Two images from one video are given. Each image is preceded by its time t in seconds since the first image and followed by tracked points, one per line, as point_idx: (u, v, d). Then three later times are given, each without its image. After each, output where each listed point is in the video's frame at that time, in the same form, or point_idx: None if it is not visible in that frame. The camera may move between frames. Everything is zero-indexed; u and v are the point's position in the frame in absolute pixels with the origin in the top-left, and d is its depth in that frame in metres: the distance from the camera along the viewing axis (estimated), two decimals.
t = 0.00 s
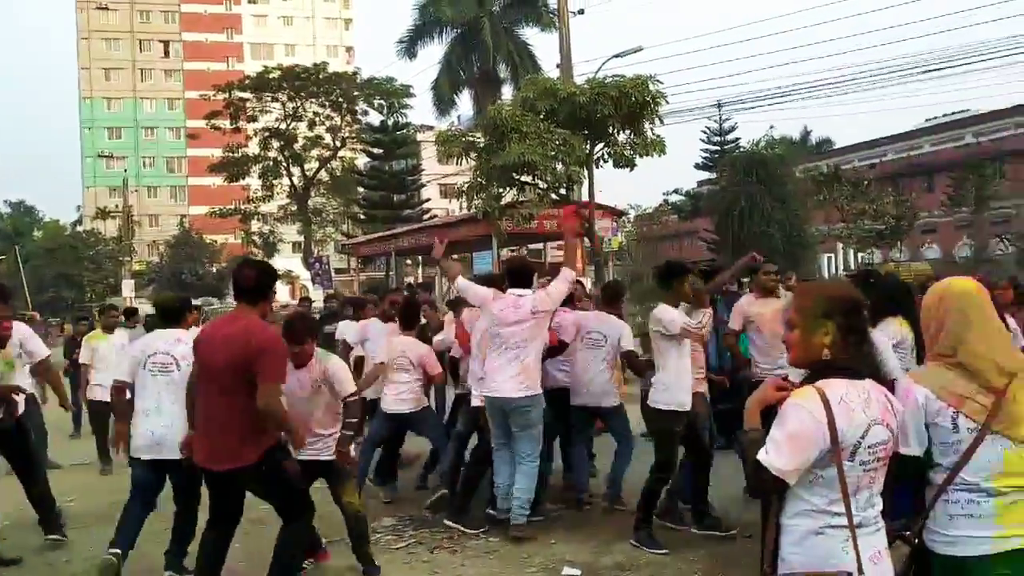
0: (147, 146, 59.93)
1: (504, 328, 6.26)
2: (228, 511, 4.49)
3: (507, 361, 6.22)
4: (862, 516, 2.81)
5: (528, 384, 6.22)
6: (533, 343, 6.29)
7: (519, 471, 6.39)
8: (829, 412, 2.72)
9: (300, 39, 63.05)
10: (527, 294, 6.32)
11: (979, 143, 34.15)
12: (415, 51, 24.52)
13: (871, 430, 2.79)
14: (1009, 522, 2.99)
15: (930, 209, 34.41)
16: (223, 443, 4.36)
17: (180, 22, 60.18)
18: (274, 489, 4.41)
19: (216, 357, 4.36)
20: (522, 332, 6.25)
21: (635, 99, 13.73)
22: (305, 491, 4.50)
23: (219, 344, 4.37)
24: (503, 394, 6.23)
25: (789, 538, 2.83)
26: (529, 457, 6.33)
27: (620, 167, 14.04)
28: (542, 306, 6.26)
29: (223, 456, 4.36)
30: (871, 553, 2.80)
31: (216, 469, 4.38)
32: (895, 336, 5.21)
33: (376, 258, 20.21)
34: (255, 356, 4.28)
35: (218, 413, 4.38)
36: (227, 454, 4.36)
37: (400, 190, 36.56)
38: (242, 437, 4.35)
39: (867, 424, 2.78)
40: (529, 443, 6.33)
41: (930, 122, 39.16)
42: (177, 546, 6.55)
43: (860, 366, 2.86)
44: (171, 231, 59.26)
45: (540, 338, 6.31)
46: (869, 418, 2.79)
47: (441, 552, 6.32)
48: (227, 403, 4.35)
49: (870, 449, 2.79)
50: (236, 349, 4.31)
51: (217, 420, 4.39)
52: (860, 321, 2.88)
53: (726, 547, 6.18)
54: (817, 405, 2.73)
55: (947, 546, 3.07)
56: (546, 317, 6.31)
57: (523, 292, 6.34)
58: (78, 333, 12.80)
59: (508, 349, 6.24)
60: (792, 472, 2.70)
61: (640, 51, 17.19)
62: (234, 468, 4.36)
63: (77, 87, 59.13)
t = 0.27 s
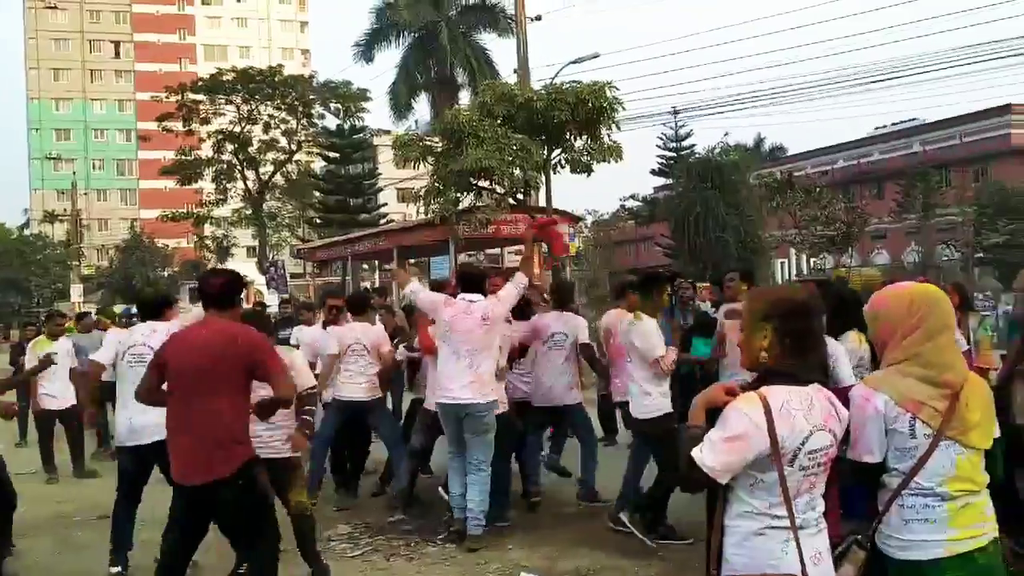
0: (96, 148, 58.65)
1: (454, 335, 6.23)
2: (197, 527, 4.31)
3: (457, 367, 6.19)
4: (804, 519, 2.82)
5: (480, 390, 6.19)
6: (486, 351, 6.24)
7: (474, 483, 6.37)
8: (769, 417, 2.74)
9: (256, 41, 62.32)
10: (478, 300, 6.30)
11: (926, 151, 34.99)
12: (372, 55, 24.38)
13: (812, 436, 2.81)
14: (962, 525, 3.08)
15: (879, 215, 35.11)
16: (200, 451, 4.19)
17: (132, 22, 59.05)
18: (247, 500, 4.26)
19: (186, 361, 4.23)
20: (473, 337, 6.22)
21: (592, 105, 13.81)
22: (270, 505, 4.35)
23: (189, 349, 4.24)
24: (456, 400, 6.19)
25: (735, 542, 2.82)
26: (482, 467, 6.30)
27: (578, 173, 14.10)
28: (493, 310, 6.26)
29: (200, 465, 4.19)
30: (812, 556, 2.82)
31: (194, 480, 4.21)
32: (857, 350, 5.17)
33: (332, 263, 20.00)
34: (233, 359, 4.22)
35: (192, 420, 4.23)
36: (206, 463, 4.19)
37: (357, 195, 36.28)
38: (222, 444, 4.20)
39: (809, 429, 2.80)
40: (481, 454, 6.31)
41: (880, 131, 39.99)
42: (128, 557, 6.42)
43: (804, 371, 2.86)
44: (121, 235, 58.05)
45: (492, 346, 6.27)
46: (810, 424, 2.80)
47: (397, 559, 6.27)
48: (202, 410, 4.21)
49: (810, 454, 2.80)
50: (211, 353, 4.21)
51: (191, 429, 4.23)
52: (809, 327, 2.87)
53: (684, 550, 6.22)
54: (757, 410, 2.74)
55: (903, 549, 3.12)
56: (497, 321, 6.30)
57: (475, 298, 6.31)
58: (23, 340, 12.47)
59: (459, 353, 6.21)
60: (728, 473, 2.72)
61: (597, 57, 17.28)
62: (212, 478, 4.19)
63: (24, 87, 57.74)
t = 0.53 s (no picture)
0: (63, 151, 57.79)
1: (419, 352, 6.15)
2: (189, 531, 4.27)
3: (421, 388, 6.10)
4: (763, 522, 2.82)
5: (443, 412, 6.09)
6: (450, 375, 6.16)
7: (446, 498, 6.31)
8: (726, 416, 2.76)
9: (227, 44, 61.84)
10: (442, 321, 6.24)
11: (894, 158, 35.48)
12: (345, 59, 24.26)
13: (772, 442, 2.80)
14: (932, 529, 3.11)
15: (848, 221, 35.52)
16: (201, 451, 4.16)
17: (101, 24, 58.32)
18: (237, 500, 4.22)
19: (170, 364, 4.14)
20: (438, 359, 6.14)
21: (565, 111, 13.84)
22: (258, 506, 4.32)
23: (171, 352, 4.15)
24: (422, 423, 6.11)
25: (694, 538, 2.86)
26: (454, 480, 6.25)
27: (551, 178, 14.12)
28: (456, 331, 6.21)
29: (204, 465, 4.16)
30: (771, 560, 2.81)
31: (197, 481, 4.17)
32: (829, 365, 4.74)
33: (304, 268, 19.86)
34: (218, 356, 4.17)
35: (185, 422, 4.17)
36: (207, 462, 4.16)
37: (329, 199, 36.06)
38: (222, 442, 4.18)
39: (768, 435, 2.79)
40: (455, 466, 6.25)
41: (849, 138, 40.48)
42: (96, 565, 6.32)
43: (771, 376, 2.87)
44: (88, 239, 57.23)
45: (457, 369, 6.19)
46: (770, 429, 2.80)
47: (369, 566, 6.22)
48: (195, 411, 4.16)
49: (769, 460, 2.80)
50: (196, 352, 4.14)
51: (187, 430, 4.17)
52: (777, 331, 2.87)
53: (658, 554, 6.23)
54: (715, 410, 2.77)
55: (876, 553, 3.13)
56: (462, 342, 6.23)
57: (440, 318, 6.26)
58: None
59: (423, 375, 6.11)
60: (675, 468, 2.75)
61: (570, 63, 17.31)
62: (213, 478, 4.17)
63: None
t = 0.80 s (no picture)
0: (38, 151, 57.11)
1: (380, 341, 6.19)
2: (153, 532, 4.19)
3: (382, 378, 6.14)
4: (728, 522, 2.81)
5: (400, 402, 6.11)
6: (410, 362, 6.16)
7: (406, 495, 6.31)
8: (694, 410, 2.78)
9: (204, 44, 61.43)
10: (404, 310, 6.22)
11: (870, 161, 35.80)
12: (323, 59, 24.16)
13: (737, 442, 2.79)
14: (903, 526, 3.12)
15: (825, 223, 35.78)
16: (172, 450, 4.10)
17: (76, 23, 57.71)
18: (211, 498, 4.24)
19: (153, 361, 4.08)
20: (396, 348, 6.16)
21: (545, 112, 13.84)
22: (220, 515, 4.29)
23: (155, 347, 4.09)
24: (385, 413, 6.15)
25: (668, 533, 2.89)
26: (414, 478, 6.26)
27: (530, 180, 14.11)
28: (420, 321, 6.16)
29: (175, 465, 4.10)
30: (736, 558, 2.80)
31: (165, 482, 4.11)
32: (802, 362, 4.73)
33: (282, 269, 19.73)
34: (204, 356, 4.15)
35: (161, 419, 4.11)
36: (178, 462, 4.11)
37: (307, 201, 35.89)
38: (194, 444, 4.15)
39: (732, 436, 2.78)
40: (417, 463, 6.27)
41: (826, 141, 40.81)
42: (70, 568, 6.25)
43: (748, 378, 2.88)
44: (63, 240, 56.57)
45: (418, 357, 6.19)
46: (735, 430, 2.79)
47: (347, 569, 6.19)
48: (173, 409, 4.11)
49: (731, 460, 2.78)
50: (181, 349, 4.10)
51: (161, 428, 4.11)
52: (750, 331, 2.87)
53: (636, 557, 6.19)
54: (680, 406, 2.79)
55: (848, 551, 3.15)
56: (424, 333, 6.21)
57: (402, 308, 6.24)
58: None
59: (385, 366, 6.15)
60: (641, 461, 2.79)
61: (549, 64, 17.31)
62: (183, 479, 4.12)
63: None
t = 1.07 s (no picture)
0: (20, 150, 56.58)
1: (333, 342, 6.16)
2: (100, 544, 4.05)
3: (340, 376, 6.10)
4: (713, 522, 2.80)
5: (356, 400, 6.08)
6: (367, 362, 6.12)
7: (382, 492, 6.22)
8: (679, 405, 2.77)
9: (188, 42, 61.07)
10: (356, 311, 6.18)
11: (855, 161, 35.99)
12: (309, 58, 24.04)
13: (722, 438, 2.78)
14: (885, 527, 3.11)
15: (810, 224, 35.93)
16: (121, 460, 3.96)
17: (59, 21, 57.20)
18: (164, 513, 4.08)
19: (112, 366, 3.98)
20: (349, 347, 6.12)
21: (531, 112, 13.82)
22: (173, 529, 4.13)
23: (117, 352, 4.00)
24: (343, 412, 6.13)
25: (653, 536, 2.87)
26: (384, 476, 6.17)
27: (516, 179, 14.08)
28: (370, 321, 6.11)
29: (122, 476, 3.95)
30: (721, 559, 2.78)
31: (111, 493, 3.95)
32: (779, 358, 4.81)
33: (267, 269, 19.62)
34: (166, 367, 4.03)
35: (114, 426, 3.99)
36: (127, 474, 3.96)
37: (293, 200, 35.73)
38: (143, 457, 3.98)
39: (717, 431, 2.78)
40: (383, 459, 6.19)
41: (811, 141, 40.97)
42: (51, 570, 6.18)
43: (733, 374, 2.88)
44: (45, 240, 56.08)
45: (373, 356, 6.14)
46: (720, 426, 2.78)
47: (332, 569, 6.15)
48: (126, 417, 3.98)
49: (716, 456, 2.77)
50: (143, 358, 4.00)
51: (113, 436, 3.98)
52: (734, 329, 2.88)
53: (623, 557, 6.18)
54: (665, 401, 2.78)
55: (833, 552, 3.13)
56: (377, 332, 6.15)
57: (355, 308, 6.21)
58: None
59: (342, 364, 6.11)
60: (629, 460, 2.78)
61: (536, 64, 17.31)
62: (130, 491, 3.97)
63: None
